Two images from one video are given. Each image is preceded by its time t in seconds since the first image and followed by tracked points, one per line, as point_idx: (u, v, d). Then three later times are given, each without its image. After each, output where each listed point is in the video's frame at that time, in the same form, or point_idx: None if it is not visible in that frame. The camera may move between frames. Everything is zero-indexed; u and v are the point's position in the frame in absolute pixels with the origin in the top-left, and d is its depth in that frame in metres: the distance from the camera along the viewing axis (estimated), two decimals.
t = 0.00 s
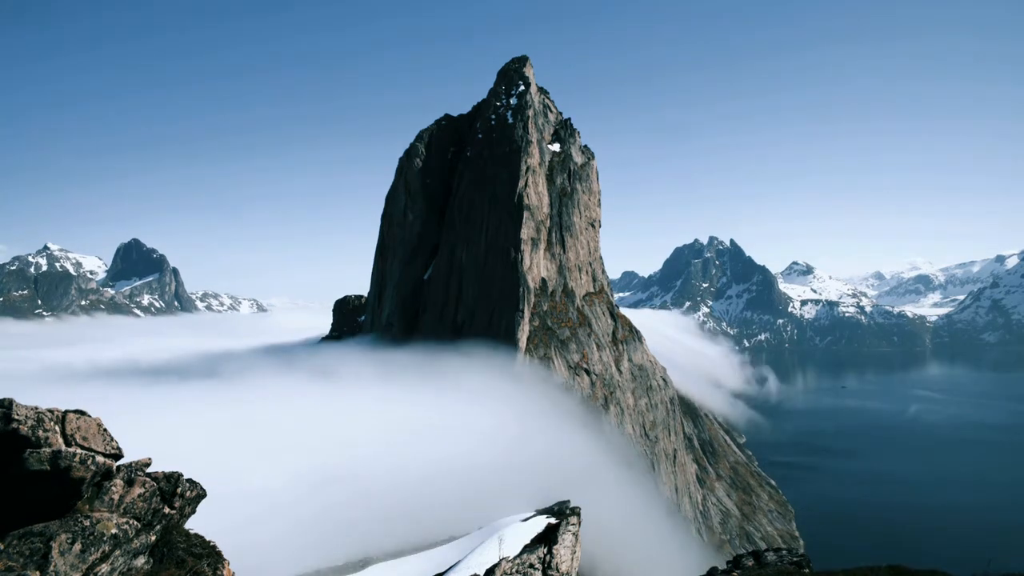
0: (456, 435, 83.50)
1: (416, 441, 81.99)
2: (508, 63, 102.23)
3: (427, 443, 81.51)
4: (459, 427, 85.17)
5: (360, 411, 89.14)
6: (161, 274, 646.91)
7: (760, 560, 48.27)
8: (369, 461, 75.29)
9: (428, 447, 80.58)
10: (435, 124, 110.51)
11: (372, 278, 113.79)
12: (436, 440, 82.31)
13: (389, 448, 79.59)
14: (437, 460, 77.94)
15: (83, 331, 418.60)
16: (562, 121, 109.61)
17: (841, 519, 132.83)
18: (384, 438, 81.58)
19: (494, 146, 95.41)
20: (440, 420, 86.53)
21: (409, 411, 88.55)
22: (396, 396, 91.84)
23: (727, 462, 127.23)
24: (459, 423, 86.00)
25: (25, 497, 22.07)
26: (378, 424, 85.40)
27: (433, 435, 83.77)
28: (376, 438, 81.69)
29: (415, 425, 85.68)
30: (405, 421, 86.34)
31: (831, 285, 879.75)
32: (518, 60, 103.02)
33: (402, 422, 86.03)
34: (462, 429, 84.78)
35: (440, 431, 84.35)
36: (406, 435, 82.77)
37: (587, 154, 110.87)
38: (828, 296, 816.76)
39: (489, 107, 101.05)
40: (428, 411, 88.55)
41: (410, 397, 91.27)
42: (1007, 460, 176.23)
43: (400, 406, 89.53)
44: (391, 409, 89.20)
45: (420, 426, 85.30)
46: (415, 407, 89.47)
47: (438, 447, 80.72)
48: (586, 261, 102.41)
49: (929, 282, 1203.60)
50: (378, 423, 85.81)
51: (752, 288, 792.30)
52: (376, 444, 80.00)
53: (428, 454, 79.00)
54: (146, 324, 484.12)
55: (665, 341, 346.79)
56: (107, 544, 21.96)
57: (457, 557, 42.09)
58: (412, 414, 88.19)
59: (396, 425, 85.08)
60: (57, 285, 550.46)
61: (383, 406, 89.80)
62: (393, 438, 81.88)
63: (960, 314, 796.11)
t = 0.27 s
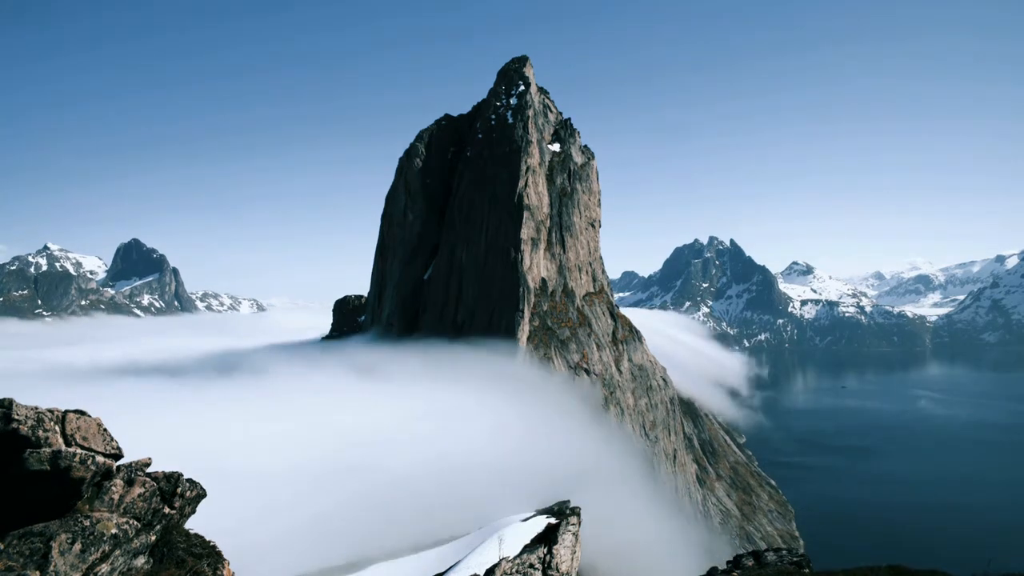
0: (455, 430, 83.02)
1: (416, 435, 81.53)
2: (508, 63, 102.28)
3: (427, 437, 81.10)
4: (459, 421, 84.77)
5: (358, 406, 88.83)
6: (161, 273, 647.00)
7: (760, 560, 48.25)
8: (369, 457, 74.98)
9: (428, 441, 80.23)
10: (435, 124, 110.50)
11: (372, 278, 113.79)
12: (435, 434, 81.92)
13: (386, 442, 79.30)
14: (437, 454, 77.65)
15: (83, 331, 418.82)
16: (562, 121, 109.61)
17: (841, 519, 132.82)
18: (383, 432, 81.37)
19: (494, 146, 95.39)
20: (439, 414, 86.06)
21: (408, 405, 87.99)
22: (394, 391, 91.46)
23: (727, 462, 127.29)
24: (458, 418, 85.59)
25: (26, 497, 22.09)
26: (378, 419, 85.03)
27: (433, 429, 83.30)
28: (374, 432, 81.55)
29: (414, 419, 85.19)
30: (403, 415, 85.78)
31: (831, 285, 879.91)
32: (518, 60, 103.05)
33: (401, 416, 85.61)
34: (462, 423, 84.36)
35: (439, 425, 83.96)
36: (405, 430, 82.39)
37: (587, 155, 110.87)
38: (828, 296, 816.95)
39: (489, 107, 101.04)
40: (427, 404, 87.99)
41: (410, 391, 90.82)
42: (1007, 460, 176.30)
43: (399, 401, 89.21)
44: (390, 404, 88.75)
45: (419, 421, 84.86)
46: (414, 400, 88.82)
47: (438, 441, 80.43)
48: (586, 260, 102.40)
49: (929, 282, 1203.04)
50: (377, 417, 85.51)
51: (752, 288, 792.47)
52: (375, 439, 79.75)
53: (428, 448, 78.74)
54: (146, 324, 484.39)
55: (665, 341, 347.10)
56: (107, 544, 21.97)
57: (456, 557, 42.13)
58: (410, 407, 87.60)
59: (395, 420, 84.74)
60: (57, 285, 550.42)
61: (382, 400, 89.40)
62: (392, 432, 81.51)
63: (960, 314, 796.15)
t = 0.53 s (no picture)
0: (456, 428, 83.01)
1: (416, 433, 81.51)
2: (508, 63, 102.30)
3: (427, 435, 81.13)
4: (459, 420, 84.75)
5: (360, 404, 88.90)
6: (161, 273, 646.74)
7: (760, 560, 48.26)
8: (371, 456, 75.09)
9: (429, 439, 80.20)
10: (435, 124, 110.51)
11: (372, 278, 113.72)
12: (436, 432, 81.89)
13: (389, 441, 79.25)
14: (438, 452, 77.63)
15: (82, 331, 418.64)
16: (562, 121, 109.61)
17: (841, 519, 132.80)
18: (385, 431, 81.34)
19: (494, 146, 95.41)
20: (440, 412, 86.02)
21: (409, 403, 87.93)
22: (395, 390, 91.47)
23: (727, 462, 127.36)
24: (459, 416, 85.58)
25: (26, 497, 22.08)
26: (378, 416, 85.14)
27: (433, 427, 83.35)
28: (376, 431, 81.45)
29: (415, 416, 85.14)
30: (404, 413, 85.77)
31: (831, 285, 880.20)
32: (518, 60, 103.11)
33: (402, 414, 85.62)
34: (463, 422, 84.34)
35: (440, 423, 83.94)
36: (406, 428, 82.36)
37: (587, 155, 110.88)
38: (828, 296, 817.19)
39: (489, 107, 101.07)
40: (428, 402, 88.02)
41: (410, 389, 90.77)
42: (1007, 460, 176.44)
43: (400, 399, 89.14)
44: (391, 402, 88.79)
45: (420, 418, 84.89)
46: (415, 397, 88.73)
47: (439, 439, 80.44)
48: (586, 260, 102.39)
49: (929, 282, 1204.30)
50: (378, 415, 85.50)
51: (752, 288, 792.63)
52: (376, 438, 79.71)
53: (428, 446, 78.75)
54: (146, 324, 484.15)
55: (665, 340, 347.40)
56: (107, 544, 21.96)
57: (456, 556, 42.21)
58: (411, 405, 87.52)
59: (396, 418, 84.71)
60: (57, 285, 550.13)
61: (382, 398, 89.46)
62: (394, 431, 81.51)
63: (960, 314, 796.36)
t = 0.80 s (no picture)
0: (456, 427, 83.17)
1: (417, 432, 81.67)
2: (508, 63, 102.30)
3: (428, 435, 81.28)
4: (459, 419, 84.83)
5: (361, 404, 89.03)
6: (161, 273, 646.70)
7: (760, 560, 48.25)
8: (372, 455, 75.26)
9: (430, 439, 80.42)
10: (435, 124, 110.51)
11: (372, 278, 113.68)
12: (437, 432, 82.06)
13: (389, 440, 79.41)
14: (438, 451, 77.83)
15: (82, 331, 418.80)
16: (562, 121, 109.59)
17: (841, 519, 132.71)
18: (385, 430, 81.57)
19: (494, 146, 95.39)
20: (440, 411, 86.18)
21: (409, 402, 88.08)
22: (396, 390, 91.67)
23: (727, 462, 127.39)
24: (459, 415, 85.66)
25: (26, 497, 22.11)
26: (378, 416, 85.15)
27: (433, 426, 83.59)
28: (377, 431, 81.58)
29: (416, 416, 85.27)
30: (405, 413, 86.00)
31: (831, 285, 880.31)
32: (518, 60, 103.12)
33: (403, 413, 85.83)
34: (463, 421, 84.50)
35: (440, 422, 84.01)
36: (406, 428, 82.42)
37: (587, 155, 110.84)
38: (828, 296, 817.39)
39: (489, 108, 101.09)
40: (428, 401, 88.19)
41: (410, 389, 90.94)
42: (1006, 460, 176.66)
43: (401, 398, 89.27)
44: (391, 402, 88.94)
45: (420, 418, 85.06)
46: (415, 396, 88.97)
47: (439, 439, 80.56)
48: (586, 260, 102.38)
49: (929, 282, 1204.60)
50: (378, 415, 85.67)
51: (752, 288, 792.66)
52: (377, 437, 79.88)
53: (429, 445, 78.98)
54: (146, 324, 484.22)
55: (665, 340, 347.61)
56: (107, 544, 21.97)
57: (456, 557, 42.18)
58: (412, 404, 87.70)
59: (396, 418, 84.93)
60: (57, 285, 550.17)
61: (383, 399, 89.64)
62: (394, 430, 81.63)
63: (960, 314, 796.50)
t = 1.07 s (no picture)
0: (455, 426, 83.24)
1: (417, 431, 81.65)
2: (508, 63, 102.29)
3: (429, 435, 81.20)
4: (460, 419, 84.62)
5: (362, 405, 88.62)
6: (161, 273, 646.74)
7: (760, 560, 48.24)
8: (372, 455, 75.28)
9: (431, 438, 80.41)
10: (435, 124, 110.48)
11: (372, 278, 113.66)
12: (438, 432, 81.95)
13: (388, 439, 79.48)
14: (438, 451, 78.00)
15: (82, 331, 419.08)
16: (562, 121, 109.54)
17: (842, 519, 132.68)
18: (385, 429, 81.67)
19: (494, 146, 95.39)
20: (441, 411, 86.00)
21: (409, 402, 88.08)
22: (397, 390, 91.55)
23: (727, 462, 127.31)
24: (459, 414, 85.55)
25: (26, 497, 22.11)
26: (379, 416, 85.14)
27: (433, 424, 83.59)
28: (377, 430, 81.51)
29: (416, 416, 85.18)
30: (405, 413, 86.01)
31: (831, 285, 880.48)
32: (518, 60, 103.11)
33: (404, 413, 85.78)
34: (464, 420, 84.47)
35: (440, 422, 83.99)
36: (406, 428, 82.21)
37: (587, 154, 110.80)
38: (828, 296, 817.55)
39: (489, 107, 101.08)
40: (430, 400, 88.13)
41: (411, 389, 90.99)
42: (1009, 460, 176.39)
43: (402, 398, 89.25)
44: (392, 402, 88.90)
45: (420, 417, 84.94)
46: (415, 397, 88.85)
47: (440, 438, 80.52)
48: (586, 260, 102.32)
49: (929, 282, 1204.93)
50: (377, 415, 85.53)
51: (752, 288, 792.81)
52: (376, 437, 79.77)
53: (430, 445, 78.96)
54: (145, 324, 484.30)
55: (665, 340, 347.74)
56: (107, 544, 21.95)
57: (455, 557, 42.21)
58: (414, 404, 87.65)
59: (397, 417, 84.95)
60: (57, 285, 550.17)
61: (386, 400, 89.45)
62: (394, 430, 81.59)
63: (960, 314, 796.63)
